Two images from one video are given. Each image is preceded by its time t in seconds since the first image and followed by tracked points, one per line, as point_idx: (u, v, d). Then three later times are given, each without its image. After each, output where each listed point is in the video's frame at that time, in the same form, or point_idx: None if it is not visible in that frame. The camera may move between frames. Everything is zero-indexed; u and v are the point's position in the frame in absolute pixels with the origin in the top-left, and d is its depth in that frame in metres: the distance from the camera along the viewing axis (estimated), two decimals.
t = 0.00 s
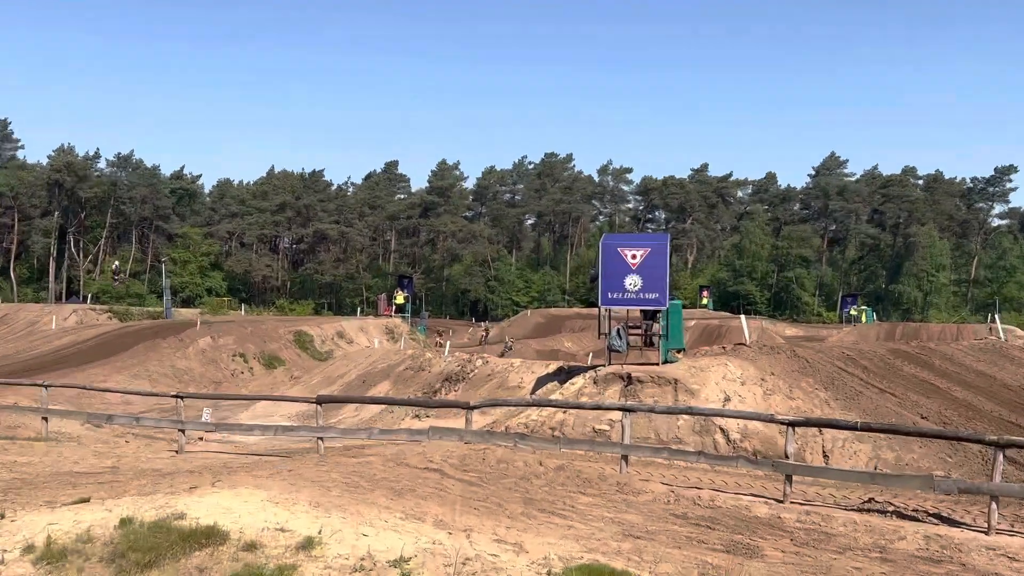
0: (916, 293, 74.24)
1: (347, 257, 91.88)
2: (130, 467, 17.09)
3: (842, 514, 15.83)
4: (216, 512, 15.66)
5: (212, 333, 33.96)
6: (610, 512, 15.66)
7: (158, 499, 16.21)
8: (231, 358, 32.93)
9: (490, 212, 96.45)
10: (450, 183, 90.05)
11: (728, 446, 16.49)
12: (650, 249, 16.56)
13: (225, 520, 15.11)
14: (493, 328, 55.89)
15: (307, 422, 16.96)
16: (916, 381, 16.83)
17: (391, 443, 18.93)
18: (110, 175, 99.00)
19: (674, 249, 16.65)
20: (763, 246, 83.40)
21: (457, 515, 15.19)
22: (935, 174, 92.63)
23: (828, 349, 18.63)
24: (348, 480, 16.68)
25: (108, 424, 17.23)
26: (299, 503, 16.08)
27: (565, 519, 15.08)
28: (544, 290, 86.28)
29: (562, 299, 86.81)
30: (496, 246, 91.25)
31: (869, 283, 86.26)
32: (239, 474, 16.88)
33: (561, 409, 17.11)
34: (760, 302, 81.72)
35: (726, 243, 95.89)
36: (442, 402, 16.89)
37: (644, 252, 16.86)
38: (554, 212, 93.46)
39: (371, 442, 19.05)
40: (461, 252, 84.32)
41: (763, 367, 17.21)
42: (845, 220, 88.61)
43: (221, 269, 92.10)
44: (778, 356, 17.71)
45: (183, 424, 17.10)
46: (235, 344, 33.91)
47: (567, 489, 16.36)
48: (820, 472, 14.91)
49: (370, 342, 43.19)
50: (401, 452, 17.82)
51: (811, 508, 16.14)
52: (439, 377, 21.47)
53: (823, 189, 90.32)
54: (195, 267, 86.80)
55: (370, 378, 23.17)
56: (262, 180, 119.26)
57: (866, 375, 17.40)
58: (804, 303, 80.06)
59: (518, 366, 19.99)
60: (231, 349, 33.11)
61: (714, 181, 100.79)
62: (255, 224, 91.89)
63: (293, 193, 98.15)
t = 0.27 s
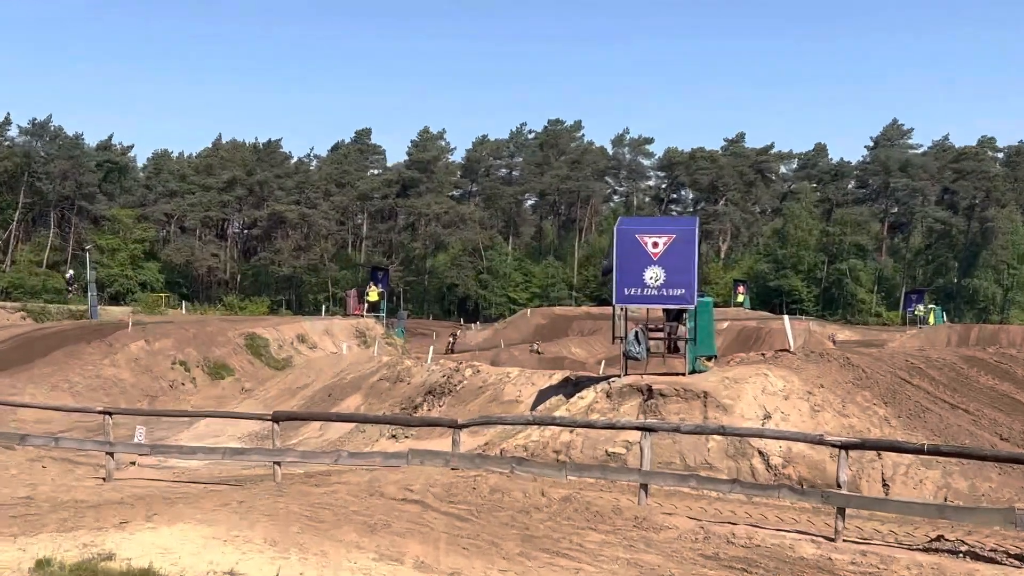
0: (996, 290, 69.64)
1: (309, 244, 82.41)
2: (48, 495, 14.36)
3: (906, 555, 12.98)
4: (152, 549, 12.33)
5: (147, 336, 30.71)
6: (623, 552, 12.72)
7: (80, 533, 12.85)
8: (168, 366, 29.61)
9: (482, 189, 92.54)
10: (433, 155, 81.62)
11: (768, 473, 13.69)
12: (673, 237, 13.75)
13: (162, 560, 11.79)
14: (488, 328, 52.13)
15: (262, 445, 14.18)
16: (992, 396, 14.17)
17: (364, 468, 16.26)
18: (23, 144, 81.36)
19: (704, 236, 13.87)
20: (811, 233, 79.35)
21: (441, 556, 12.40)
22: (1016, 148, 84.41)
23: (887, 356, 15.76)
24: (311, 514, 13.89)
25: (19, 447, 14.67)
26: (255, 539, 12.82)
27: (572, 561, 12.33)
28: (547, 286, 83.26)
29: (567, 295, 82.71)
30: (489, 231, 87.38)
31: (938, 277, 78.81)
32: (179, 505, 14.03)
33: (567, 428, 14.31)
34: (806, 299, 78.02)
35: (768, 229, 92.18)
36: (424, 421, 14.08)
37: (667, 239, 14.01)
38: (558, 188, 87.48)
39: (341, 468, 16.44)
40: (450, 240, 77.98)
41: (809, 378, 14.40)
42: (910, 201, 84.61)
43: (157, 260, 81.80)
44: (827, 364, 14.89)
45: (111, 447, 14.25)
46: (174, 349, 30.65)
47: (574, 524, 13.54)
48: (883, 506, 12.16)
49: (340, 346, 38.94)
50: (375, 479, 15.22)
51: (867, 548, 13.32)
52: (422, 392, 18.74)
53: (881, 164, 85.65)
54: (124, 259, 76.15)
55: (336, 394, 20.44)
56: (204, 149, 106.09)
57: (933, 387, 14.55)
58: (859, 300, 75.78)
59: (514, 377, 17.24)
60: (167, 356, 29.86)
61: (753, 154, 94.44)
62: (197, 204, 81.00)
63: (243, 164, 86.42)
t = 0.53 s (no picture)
0: (982, 288, 69.57)
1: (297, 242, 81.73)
2: (33, 492, 14.30)
3: (892, 552, 13.01)
4: (137, 547, 12.29)
5: (134, 334, 30.84)
6: (612, 550, 12.79)
7: (65, 531, 12.82)
8: (155, 363, 29.77)
9: (471, 185, 92.39)
10: (421, 151, 80.41)
11: (755, 470, 13.71)
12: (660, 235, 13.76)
13: (148, 558, 11.74)
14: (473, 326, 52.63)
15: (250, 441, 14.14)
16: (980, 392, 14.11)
17: (351, 466, 16.26)
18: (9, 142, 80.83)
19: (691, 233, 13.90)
20: (797, 232, 80.52)
21: (429, 553, 12.38)
22: (1003, 146, 84.66)
23: (874, 353, 15.81)
24: (298, 511, 13.83)
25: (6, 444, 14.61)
26: (242, 537, 12.76)
27: (559, 558, 12.33)
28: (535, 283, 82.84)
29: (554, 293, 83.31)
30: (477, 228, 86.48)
31: (925, 274, 79.95)
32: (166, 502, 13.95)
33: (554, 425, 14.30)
34: (794, 297, 78.11)
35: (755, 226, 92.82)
36: (412, 418, 14.04)
37: (655, 236, 14.03)
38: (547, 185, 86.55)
39: (328, 465, 16.43)
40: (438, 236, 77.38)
41: (796, 375, 14.42)
42: (897, 199, 84.83)
43: (144, 257, 81.33)
44: (814, 361, 14.92)
45: (97, 443, 14.18)
46: (161, 347, 30.83)
47: (561, 522, 13.54)
48: (869, 502, 12.19)
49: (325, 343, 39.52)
50: (362, 476, 15.20)
51: (853, 544, 13.35)
52: (409, 389, 18.73)
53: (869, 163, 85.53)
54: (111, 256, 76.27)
55: (323, 391, 20.42)
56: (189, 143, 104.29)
57: (920, 383, 14.59)
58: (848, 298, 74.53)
59: (502, 374, 17.26)
60: (154, 354, 29.98)
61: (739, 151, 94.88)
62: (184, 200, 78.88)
63: (229, 159, 84.55)
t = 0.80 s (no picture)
0: (961, 288, 71.07)
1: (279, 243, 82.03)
2: (11, 494, 14.24)
3: (871, 552, 13.06)
4: (116, 549, 12.22)
5: (112, 334, 30.65)
6: (592, 549, 12.85)
7: (42, 533, 12.76)
8: (135, 363, 29.73)
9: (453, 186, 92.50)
10: (403, 152, 80.63)
11: (735, 470, 13.74)
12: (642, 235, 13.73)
13: (127, 560, 11.68)
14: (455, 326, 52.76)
15: (229, 442, 14.11)
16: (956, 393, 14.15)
17: (331, 467, 16.22)
18: None
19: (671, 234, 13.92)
20: (778, 232, 81.22)
21: (408, 555, 12.36)
22: (982, 147, 83.25)
23: (854, 354, 15.89)
24: (278, 512, 13.79)
25: None
26: (220, 539, 12.71)
27: (539, 559, 12.34)
28: (516, 283, 83.12)
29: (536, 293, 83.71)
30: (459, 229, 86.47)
31: (903, 275, 80.78)
32: (146, 504, 13.89)
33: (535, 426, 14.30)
34: (773, 297, 78.41)
35: (736, 227, 93.11)
36: (393, 418, 14.04)
37: (636, 237, 14.04)
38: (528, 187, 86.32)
39: (309, 467, 16.39)
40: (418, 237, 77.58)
41: (776, 376, 14.46)
42: (877, 201, 83.78)
43: (123, 257, 82.09)
44: (794, 362, 14.97)
45: (75, 444, 14.10)
46: (140, 347, 30.69)
47: (542, 523, 13.54)
48: (848, 503, 12.23)
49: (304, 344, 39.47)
50: (343, 477, 15.17)
51: (832, 544, 13.39)
52: (389, 389, 18.70)
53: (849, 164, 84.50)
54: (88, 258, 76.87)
55: (304, 391, 20.37)
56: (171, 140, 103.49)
57: (899, 384, 14.66)
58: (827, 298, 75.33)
59: (483, 375, 17.26)
60: (135, 353, 29.93)
61: (721, 151, 92.93)
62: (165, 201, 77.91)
63: (211, 160, 84.01)
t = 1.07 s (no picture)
0: (936, 290, 71.05)
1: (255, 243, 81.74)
2: None
3: (847, 552, 13.11)
4: (91, 551, 12.10)
5: (89, 335, 30.48)
6: (570, 550, 12.86)
7: (17, 536, 12.64)
8: (111, 364, 29.57)
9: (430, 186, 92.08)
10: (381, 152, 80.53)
11: (712, 471, 13.78)
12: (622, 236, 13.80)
13: (102, 562, 11.60)
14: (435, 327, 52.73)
15: (205, 444, 14.06)
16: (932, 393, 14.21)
17: (309, 469, 16.18)
18: None
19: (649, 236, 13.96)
20: (756, 234, 81.04)
21: (386, 556, 12.32)
22: (959, 149, 82.53)
23: (831, 355, 15.94)
24: (255, 514, 13.75)
25: None
26: (197, 541, 12.64)
27: (517, 560, 12.33)
28: (495, 283, 84.22)
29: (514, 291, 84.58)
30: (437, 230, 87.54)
31: (881, 276, 81.63)
32: (122, 506, 13.83)
33: (513, 427, 14.29)
34: (751, 299, 78.46)
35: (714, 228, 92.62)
36: (370, 420, 14.00)
37: (614, 238, 14.06)
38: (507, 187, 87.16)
39: (286, 468, 16.34)
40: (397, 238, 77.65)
41: (753, 377, 14.50)
42: (855, 202, 83.93)
43: (100, 257, 82.14)
44: (771, 363, 15.01)
45: (49, 447, 14.01)
46: (117, 348, 30.54)
47: (520, 524, 13.53)
48: (824, 503, 12.28)
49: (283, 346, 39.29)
50: (320, 479, 15.12)
51: (809, 545, 13.43)
52: (367, 391, 18.66)
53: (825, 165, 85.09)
54: (64, 258, 76.85)
55: (281, 393, 20.33)
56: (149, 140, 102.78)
57: (875, 385, 14.73)
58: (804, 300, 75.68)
59: (461, 376, 17.26)
60: (111, 354, 29.76)
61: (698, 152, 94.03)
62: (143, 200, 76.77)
63: (188, 159, 83.36)
